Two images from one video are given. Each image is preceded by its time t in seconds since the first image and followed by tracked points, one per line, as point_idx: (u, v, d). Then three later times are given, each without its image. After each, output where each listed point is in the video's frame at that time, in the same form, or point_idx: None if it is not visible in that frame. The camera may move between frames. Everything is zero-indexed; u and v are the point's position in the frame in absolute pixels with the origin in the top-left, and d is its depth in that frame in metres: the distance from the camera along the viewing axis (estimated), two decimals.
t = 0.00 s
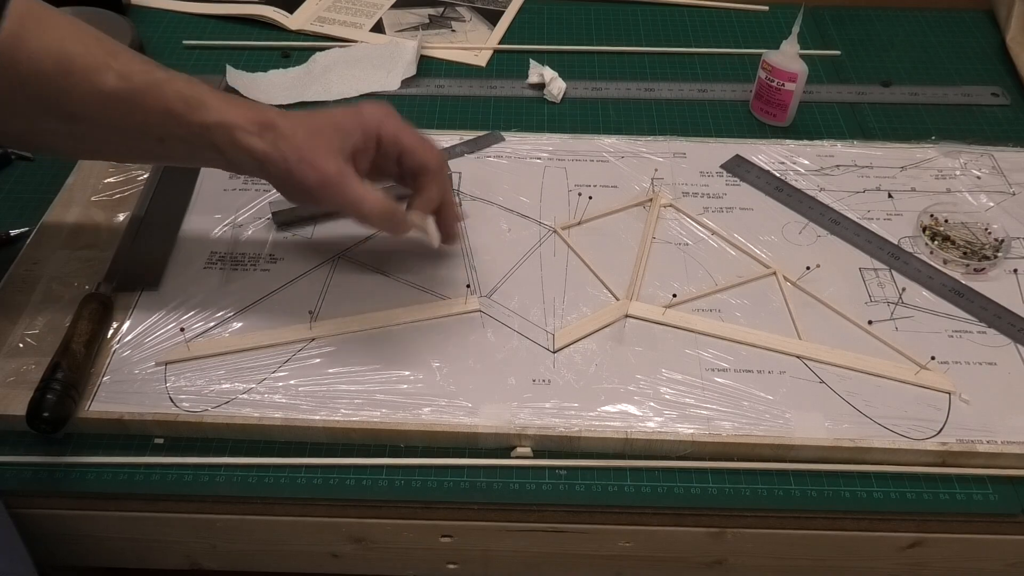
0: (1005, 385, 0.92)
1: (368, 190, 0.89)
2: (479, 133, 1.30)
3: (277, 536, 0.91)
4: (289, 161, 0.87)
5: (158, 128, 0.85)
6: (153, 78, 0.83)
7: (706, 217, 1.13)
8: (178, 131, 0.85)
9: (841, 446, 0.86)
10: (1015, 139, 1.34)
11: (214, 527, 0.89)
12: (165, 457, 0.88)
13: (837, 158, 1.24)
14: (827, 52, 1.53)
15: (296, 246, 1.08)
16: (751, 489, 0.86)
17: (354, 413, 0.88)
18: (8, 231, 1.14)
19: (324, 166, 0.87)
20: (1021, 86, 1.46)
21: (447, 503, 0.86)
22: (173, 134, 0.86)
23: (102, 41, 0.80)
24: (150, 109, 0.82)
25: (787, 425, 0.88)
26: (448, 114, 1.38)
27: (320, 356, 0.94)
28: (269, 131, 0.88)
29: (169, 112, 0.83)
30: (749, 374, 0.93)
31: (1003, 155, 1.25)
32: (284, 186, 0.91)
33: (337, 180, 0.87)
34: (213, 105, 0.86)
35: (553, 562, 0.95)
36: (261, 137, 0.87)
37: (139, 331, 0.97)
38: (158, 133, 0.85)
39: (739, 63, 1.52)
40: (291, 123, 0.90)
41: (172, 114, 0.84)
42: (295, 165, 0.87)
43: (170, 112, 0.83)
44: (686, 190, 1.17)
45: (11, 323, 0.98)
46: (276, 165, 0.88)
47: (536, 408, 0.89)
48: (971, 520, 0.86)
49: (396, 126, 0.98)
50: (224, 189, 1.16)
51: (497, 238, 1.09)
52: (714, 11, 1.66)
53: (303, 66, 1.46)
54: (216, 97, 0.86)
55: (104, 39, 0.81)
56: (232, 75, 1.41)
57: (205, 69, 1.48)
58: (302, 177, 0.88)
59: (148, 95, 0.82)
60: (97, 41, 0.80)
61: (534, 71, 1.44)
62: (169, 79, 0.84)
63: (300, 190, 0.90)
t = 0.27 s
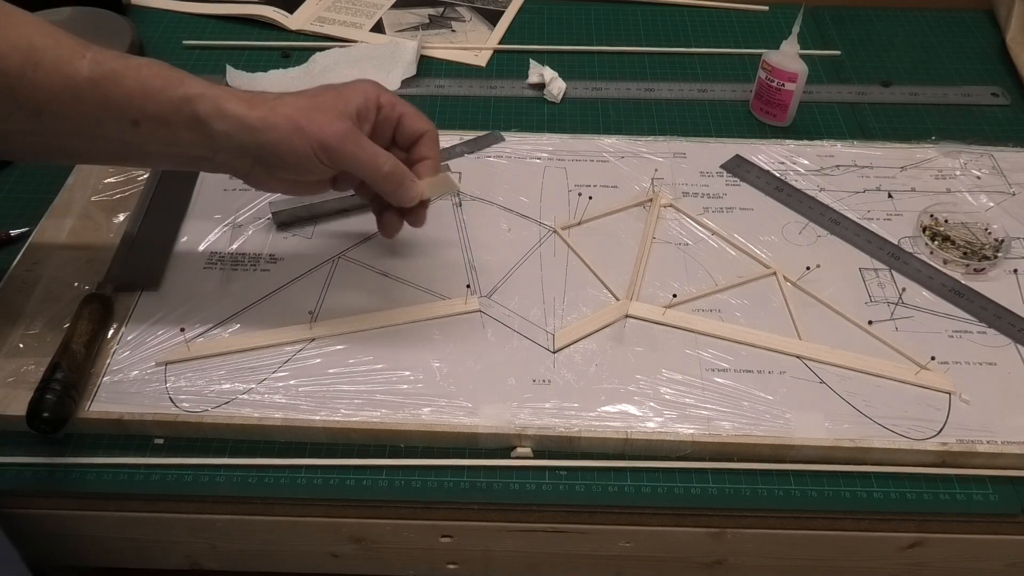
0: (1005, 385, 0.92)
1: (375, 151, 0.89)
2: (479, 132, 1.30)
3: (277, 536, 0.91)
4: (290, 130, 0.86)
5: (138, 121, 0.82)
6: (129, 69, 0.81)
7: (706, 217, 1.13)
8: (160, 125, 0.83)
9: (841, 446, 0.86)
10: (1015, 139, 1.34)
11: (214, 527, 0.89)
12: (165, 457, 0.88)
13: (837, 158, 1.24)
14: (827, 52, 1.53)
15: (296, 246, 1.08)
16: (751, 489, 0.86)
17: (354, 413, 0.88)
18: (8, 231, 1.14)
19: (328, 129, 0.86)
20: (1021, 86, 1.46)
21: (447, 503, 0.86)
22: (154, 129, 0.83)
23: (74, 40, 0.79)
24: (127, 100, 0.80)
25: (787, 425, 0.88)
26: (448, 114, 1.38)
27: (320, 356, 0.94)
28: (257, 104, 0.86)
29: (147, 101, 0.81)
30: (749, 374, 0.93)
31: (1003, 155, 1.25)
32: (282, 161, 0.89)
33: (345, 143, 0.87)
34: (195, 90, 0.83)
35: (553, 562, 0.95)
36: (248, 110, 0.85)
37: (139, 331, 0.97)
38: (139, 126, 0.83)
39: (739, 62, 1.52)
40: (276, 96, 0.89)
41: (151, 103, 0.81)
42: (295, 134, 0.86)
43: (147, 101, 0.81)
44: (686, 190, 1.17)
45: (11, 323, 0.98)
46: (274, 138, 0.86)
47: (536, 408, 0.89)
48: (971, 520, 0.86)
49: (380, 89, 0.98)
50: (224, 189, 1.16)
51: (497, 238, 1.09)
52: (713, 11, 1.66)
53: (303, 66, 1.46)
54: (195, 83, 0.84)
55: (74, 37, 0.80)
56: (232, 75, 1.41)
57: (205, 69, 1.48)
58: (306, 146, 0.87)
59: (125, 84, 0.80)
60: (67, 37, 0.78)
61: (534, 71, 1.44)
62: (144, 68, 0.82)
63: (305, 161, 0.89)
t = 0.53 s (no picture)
0: (1005, 385, 0.92)
1: (352, 142, 0.90)
2: (479, 132, 1.30)
3: (277, 536, 0.91)
4: (269, 116, 0.86)
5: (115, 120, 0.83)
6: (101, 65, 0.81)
7: (706, 218, 1.13)
8: (142, 124, 0.84)
9: (841, 446, 0.86)
10: (1015, 139, 1.34)
11: (214, 528, 0.89)
12: (165, 457, 0.88)
13: (837, 158, 1.24)
14: (827, 52, 1.53)
15: (296, 246, 1.08)
16: (751, 489, 0.86)
17: (354, 413, 0.88)
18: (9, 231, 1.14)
19: (308, 117, 0.88)
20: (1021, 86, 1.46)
21: (447, 503, 0.87)
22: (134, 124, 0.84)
23: (48, 39, 0.80)
24: (107, 98, 0.80)
25: (787, 425, 0.88)
26: (448, 114, 1.38)
27: (320, 356, 0.94)
28: (235, 93, 0.87)
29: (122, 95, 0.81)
30: (749, 374, 0.93)
31: (1003, 155, 1.25)
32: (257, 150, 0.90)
33: (325, 131, 0.88)
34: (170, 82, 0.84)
35: (553, 562, 0.95)
36: (227, 99, 0.86)
37: (139, 331, 0.97)
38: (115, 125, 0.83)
39: (739, 62, 1.52)
40: (254, 88, 0.90)
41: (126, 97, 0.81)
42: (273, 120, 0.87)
43: (126, 98, 0.81)
44: (686, 190, 1.18)
45: (11, 323, 0.98)
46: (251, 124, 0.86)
47: (536, 408, 0.89)
48: (970, 520, 0.86)
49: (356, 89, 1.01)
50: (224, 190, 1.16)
51: (498, 238, 1.09)
52: (713, 11, 1.66)
53: (303, 66, 1.46)
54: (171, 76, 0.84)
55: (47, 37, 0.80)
56: (232, 75, 1.41)
57: (205, 69, 1.48)
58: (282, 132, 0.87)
59: (105, 80, 0.80)
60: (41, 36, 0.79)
61: (534, 71, 1.44)
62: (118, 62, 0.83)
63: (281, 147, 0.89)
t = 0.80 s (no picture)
0: (1005, 385, 0.92)
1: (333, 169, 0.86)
2: (479, 132, 1.30)
3: (277, 536, 0.91)
4: (246, 149, 0.81)
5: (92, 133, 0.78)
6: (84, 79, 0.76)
7: (706, 218, 1.13)
8: (127, 147, 0.79)
9: (841, 446, 0.86)
10: (1015, 139, 1.34)
11: (213, 527, 0.89)
12: (165, 457, 0.88)
13: (837, 158, 1.24)
14: (827, 52, 1.53)
15: (296, 246, 1.08)
16: (751, 489, 0.86)
17: (354, 413, 0.88)
18: (9, 230, 1.14)
19: (287, 147, 0.82)
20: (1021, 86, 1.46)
21: (447, 503, 0.86)
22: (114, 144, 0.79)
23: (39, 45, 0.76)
24: (88, 120, 0.76)
25: (787, 425, 0.88)
26: (448, 114, 1.38)
27: (320, 356, 0.94)
28: (215, 119, 0.80)
29: (92, 113, 0.75)
30: (749, 375, 0.93)
31: (1003, 155, 1.25)
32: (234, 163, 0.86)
33: (306, 163, 0.83)
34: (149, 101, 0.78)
35: (553, 562, 0.95)
36: (205, 124, 0.79)
37: (139, 331, 0.97)
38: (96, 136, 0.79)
39: (739, 62, 1.52)
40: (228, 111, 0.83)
41: (97, 116, 0.76)
42: (257, 145, 0.81)
43: (107, 123, 0.77)
44: (686, 190, 1.17)
45: (11, 323, 0.98)
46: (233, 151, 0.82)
47: (536, 408, 0.89)
48: (971, 520, 0.86)
49: (339, 94, 0.95)
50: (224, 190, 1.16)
51: (498, 238, 1.09)
52: (713, 11, 1.66)
53: (303, 66, 1.46)
54: (156, 92, 0.79)
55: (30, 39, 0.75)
56: (232, 75, 1.41)
57: (205, 68, 1.48)
58: (267, 162, 0.82)
59: (85, 98, 0.75)
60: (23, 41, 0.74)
61: (534, 71, 1.44)
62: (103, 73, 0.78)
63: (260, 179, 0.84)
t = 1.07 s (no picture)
0: (1005, 385, 0.92)
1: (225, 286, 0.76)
2: (479, 133, 1.30)
3: (277, 536, 0.91)
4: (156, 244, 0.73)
5: (35, 158, 0.83)
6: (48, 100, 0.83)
7: (706, 218, 1.13)
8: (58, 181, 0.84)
9: (842, 446, 0.86)
10: (1015, 139, 1.34)
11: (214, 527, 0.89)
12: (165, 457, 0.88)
13: (837, 158, 1.24)
14: (827, 52, 1.53)
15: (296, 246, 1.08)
16: (751, 489, 0.86)
17: (354, 413, 0.88)
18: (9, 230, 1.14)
19: (193, 257, 0.73)
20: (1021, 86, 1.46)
21: (447, 503, 0.86)
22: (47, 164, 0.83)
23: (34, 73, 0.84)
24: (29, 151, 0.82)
25: (787, 425, 0.88)
26: (448, 114, 1.38)
27: (320, 356, 0.94)
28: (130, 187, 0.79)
29: (40, 149, 0.82)
30: (749, 374, 0.93)
31: (1003, 155, 1.25)
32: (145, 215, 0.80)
33: (209, 277, 0.74)
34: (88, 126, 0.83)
35: (554, 562, 0.95)
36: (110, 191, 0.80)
37: (139, 331, 0.97)
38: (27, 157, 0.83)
39: (739, 62, 1.52)
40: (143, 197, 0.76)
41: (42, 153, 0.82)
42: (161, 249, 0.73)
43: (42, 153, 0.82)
44: (686, 191, 1.17)
45: (11, 323, 0.98)
46: (116, 218, 0.77)
47: (536, 408, 0.89)
48: (971, 520, 0.86)
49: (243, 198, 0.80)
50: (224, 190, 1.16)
51: (498, 238, 1.09)
52: (713, 11, 1.66)
53: (303, 66, 1.46)
54: (107, 140, 0.84)
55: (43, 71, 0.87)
56: (232, 75, 1.41)
57: (205, 68, 1.48)
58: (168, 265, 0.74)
59: (40, 133, 0.81)
60: (34, 67, 0.85)
61: (534, 71, 1.44)
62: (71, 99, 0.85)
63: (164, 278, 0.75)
